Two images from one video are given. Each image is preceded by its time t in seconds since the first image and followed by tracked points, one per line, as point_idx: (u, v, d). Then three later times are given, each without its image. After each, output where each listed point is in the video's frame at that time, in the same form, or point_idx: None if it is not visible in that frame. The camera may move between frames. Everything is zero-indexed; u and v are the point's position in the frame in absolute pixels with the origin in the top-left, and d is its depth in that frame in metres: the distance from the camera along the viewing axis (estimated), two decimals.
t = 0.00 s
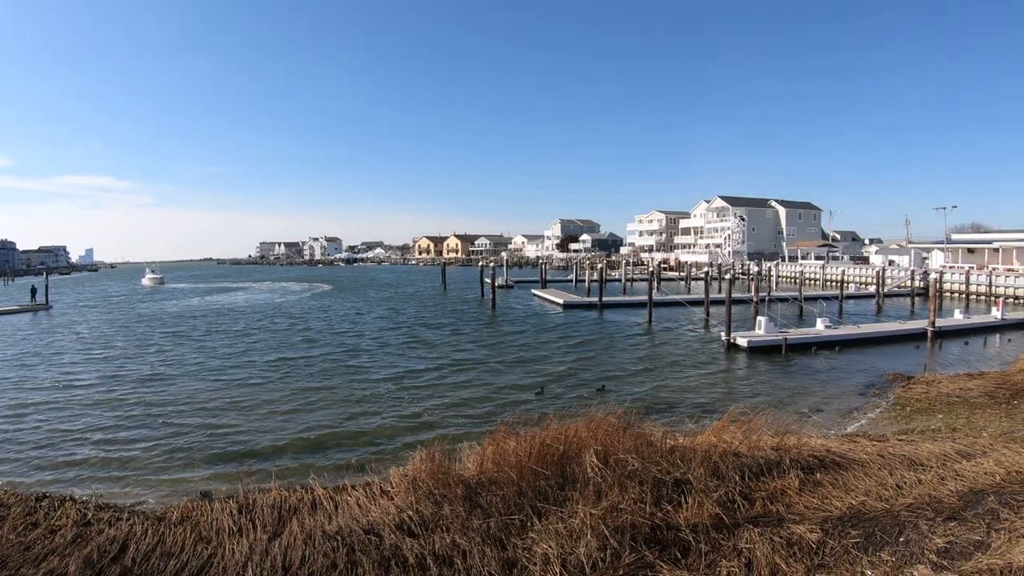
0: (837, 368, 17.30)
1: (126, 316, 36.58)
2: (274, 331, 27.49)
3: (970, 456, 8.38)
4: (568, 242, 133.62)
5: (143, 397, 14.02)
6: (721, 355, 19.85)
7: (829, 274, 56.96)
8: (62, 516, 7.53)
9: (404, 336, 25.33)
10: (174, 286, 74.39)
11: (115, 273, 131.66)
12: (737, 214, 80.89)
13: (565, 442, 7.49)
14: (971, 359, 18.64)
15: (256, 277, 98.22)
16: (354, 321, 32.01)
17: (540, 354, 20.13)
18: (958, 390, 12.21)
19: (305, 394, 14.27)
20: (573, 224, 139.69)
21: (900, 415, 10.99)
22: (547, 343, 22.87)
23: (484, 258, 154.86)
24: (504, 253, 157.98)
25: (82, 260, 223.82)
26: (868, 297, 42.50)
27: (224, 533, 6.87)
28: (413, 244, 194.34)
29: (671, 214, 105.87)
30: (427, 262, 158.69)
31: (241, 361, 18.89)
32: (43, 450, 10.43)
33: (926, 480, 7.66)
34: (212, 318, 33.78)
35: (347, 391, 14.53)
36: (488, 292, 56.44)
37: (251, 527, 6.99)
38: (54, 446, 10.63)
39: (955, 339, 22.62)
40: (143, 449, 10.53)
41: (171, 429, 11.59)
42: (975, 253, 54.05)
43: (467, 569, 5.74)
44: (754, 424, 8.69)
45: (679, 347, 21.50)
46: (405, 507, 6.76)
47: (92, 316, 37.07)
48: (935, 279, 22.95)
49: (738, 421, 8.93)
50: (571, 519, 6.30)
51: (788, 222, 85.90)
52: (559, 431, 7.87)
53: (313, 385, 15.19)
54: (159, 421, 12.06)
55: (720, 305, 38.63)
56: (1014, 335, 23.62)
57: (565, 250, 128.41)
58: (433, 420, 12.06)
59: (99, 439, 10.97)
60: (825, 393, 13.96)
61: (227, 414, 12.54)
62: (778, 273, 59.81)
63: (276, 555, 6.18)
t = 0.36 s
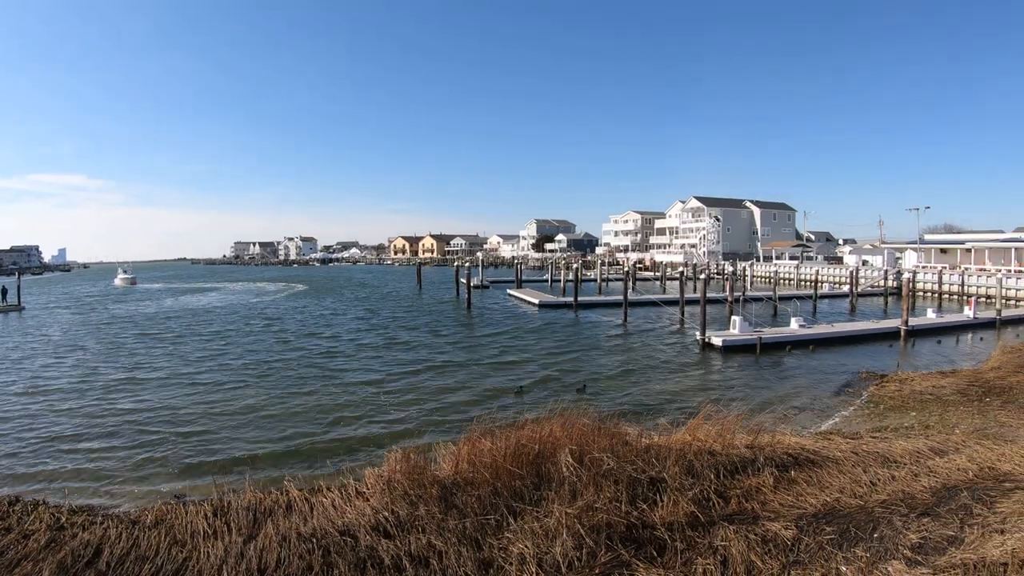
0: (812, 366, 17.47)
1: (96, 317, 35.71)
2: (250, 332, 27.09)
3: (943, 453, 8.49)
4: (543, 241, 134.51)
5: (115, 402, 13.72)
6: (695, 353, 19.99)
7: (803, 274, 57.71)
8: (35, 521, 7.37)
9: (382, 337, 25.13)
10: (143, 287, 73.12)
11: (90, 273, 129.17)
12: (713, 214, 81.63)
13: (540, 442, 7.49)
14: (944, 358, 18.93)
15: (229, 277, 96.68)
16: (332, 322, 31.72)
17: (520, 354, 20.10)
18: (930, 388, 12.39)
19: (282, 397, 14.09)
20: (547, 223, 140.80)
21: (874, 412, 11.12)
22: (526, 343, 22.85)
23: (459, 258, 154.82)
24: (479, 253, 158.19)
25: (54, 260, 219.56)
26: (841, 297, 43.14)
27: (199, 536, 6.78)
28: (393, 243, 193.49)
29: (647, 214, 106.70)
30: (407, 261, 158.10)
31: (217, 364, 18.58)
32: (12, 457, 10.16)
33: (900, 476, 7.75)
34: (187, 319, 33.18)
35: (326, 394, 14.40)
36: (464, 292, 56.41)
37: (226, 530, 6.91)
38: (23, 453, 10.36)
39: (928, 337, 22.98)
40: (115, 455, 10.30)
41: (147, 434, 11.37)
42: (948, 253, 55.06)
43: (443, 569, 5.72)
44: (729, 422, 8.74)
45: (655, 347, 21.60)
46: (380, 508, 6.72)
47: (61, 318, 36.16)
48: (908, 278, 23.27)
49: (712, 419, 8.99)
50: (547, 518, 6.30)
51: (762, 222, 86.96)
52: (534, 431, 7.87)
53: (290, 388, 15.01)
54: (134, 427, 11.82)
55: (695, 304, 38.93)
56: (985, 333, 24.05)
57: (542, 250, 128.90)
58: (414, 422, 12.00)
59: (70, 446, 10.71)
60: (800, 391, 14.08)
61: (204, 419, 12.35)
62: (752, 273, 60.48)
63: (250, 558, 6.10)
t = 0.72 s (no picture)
0: (791, 364, 17.63)
1: (70, 318, 34.92)
2: (229, 332, 26.70)
3: (919, 449, 8.60)
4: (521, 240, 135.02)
5: (90, 404, 13.44)
6: (673, 351, 20.09)
7: (781, 272, 58.31)
8: (11, 524, 7.23)
9: (362, 336, 24.92)
10: (113, 286, 71.60)
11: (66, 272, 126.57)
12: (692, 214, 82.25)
13: (519, 440, 7.50)
14: (920, 355, 19.19)
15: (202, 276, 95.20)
16: (313, 321, 31.40)
17: (503, 353, 20.05)
18: (907, 385, 12.55)
19: (263, 397, 13.94)
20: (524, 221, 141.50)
21: (852, 409, 11.25)
22: (508, 342, 22.81)
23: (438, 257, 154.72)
24: (457, 251, 158.23)
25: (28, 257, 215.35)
26: (818, 296, 43.58)
27: (177, 537, 6.70)
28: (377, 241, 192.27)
29: (627, 213, 107.19)
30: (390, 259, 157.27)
31: (195, 364, 18.29)
32: None
33: (878, 473, 7.84)
34: (164, 319, 32.58)
35: (308, 393, 14.27)
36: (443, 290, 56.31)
37: (205, 531, 6.83)
38: None
39: (905, 335, 23.30)
40: (91, 458, 10.11)
41: (125, 436, 11.18)
42: (924, 252, 55.89)
43: (422, 568, 5.69)
44: (707, 420, 8.79)
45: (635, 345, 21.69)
46: (359, 508, 6.69)
47: (33, 319, 35.26)
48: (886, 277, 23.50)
49: (690, 417, 9.03)
50: (526, 517, 6.30)
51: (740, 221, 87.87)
52: (513, 429, 7.86)
53: (270, 388, 14.84)
54: (112, 429, 11.61)
55: (673, 302, 39.19)
56: (961, 331, 24.41)
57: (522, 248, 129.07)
58: (397, 421, 11.94)
59: (45, 449, 10.49)
60: (779, 388, 14.19)
61: (184, 420, 12.17)
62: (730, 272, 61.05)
63: (229, 559, 6.04)
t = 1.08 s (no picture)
0: (772, 363, 17.77)
1: (42, 317, 34.09)
2: (210, 330, 26.33)
3: (897, 447, 8.70)
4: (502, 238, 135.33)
5: (67, 405, 13.17)
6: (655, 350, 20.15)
7: (761, 271, 58.86)
8: None
9: (344, 335, 24.70)
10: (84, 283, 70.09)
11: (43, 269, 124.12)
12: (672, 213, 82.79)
13: (499, 439, 7.50)
14: (899, 354, 19.43)
15: (178, 274, 93.82)
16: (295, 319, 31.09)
17: (487, 352, 19.99)
18: (885, 383, 12.71)
19: (245, 396, 13.78)
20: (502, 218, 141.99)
21: (830, 407, 11.36)
22: (491, 340, 22.76)
23: (418, 254, 154.70)
24: (438, 249, 158.38)
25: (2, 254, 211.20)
26: (797, 295, 44.04)
27: (156, 538, 6.62)
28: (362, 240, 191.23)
29: (609, 212, 107.63)
30: (375, 257, 156.48)
31: (175, 363, 18.02)
32: None
33: (856, 470, 7.92)
34: (143, 318, 32.01)
35: (290, 392, 14.13)
36: (423, 288, 56.15)
37: (184, 532, 6.77)
38: None
39: (883, 334, 23.58)
40: (68, 459, 9.91)
41: (105, 436, 10.99)
42: (903, 252, 56.72)
43: (403, 568, 5.67)
44: (687, 418, 8.84)
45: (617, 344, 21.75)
46: (339, 507, 6.65)
47: (6, 317, 34.42)
48: (864, 276, 23.73)
49: (670, 414, 9.08)
50: (507, 515, 6.29)
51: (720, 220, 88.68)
52: (493, 427, 7.86)
53: (253, 387, 14.67)
54: (91, 429, 11.41)
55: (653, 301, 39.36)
56: (939, 330, 24.77)
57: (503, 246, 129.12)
58: (382, 421, 11.86)
59: (21, 451, 10.27)
60: (759, 387, 14.27)
61: (165, 420, 11.99)
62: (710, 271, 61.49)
63: (208, 560, 5.98)
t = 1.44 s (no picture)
0: (753, 361, 17.93)
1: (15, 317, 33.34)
2: (190, 331, 25.97)
3: (877, 445, 8.79)
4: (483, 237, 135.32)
5: (43, 407, 12.91)
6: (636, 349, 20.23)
7: (741, 271, 59.40)
8: None
9: (326, 335, 24.50)
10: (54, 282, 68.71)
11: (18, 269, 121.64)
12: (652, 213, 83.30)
13: (480, 438, 7.50)
14: (879, 352, 19.68)
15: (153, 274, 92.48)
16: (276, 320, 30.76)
17: (472, 351, 19.95)
18: (864, 381, 12.85)
19: (228, 397, 13.62)
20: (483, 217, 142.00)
21: (811, 406, 11.45)
22: (475, 340, 22.68)
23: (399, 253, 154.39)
24: (419, 248, 158.19)
25: None
26: (777, 294, 44.47)
27: (136, 541, 6.54)
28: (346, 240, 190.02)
29: (590, 212, 108.10)
30: (358, 257, 155.66)
31: (155, 364, 17.75)
32: None
33: (836, 468, 7.99)
34: (122, 318, 31.47)
35: (273, 393, 14.00)
36: (405, 287, 55.98)
37: (164, 534, 6.69)
38: None
39: (863, 333, 23.84)
40: (46, 463, 9.72)
41: (84, 439, 10.80)
42: (882, 252, 57.54)
43: (383, 569, 5.64)
44: (667, 417, 8.87)
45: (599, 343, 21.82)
46: (319, 508, 6.61)
47: None
48: (844, 276, 23.86)
49: (651, 414, 9.12)
50: (488, 515, 6.28)
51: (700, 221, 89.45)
52: (474, 427, 7.85)
53: (236, 388, 14.53)
54: (70, 432, 11.21)
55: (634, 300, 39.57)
56: (917, 329, 25.10)
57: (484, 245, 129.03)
58: (368, 421, 11.79)
59: None
60: (740, 386, 14.35)
61: (147, 422, 11.82)
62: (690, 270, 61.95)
63: (188, 563, 5.91)
